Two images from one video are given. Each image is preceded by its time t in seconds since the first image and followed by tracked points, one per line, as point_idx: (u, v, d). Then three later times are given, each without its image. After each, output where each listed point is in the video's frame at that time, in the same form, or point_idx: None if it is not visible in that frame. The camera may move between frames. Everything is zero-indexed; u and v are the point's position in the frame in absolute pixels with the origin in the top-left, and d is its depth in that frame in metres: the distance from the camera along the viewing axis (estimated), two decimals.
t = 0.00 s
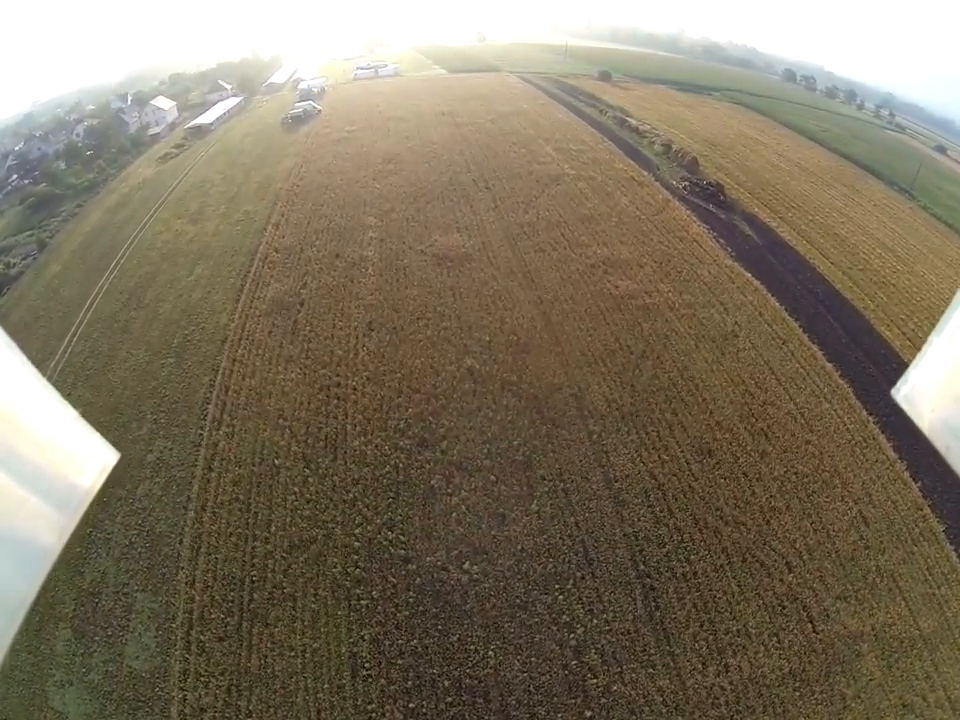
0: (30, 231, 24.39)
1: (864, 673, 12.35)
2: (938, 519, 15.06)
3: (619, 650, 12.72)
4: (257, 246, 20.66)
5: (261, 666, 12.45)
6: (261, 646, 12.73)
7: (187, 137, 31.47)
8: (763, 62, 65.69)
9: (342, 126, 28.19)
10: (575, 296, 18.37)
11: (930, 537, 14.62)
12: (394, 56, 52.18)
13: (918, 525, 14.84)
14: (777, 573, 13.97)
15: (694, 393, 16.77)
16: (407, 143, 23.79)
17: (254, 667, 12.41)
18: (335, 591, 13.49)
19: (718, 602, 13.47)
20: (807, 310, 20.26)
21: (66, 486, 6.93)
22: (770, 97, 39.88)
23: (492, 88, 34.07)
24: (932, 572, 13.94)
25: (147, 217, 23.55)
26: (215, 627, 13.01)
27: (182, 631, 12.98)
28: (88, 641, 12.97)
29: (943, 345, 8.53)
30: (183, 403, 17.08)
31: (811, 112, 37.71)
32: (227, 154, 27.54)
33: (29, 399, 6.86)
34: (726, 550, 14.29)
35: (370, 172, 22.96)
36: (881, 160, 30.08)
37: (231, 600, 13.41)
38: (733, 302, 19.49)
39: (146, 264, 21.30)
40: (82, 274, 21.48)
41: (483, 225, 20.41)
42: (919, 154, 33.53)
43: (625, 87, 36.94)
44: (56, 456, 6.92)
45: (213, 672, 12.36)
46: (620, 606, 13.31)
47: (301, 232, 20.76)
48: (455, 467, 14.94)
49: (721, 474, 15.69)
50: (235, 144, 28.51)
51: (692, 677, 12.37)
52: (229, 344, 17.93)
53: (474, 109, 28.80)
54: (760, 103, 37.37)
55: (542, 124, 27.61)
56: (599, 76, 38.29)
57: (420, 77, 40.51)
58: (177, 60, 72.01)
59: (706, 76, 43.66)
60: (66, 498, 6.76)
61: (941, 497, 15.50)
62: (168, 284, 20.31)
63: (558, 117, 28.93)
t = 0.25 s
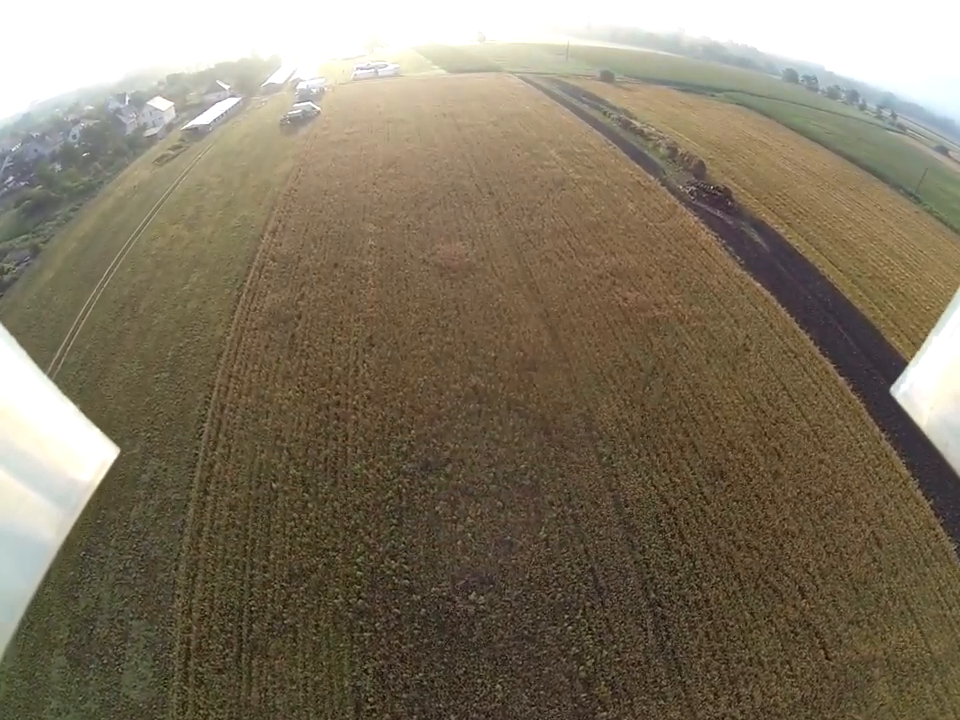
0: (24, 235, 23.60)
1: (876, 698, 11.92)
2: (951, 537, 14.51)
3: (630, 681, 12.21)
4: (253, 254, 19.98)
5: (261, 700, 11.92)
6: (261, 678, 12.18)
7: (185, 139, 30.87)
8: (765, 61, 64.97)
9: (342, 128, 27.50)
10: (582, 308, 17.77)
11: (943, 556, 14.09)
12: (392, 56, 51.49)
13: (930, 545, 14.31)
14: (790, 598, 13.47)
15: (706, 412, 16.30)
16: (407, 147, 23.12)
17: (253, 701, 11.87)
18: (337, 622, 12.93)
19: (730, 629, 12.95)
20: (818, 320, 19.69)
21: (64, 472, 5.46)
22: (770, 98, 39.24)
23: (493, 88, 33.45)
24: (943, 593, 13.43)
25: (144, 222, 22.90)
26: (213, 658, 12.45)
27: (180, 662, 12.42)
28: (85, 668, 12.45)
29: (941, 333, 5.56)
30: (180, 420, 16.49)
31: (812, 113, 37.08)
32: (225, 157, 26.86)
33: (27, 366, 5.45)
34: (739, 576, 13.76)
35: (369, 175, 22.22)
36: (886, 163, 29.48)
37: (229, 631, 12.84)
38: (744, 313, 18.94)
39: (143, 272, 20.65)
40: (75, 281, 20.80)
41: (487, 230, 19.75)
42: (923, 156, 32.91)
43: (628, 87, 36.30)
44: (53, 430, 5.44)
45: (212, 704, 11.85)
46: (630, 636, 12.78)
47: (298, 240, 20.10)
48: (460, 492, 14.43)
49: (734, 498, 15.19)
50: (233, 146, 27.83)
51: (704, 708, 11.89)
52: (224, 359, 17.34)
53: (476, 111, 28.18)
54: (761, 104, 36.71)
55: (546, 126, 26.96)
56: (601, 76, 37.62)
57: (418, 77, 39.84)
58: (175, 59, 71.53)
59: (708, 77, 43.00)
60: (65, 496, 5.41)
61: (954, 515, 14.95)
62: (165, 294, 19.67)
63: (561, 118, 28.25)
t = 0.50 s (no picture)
0: (15, 241, 22.72)
1: None
2: None
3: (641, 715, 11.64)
4: (249, 263, 19.36)
5: None
6: (262, 713, 11.54)
7: (179, 141, 30.03)
8: (765, 61, 64.32)
9: (339, 131, 26.78)
10: (588, 322, 17.20)
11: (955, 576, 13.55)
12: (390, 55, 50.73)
13: (942, 564, 13.78)
14: (801, 622, 12.91)
15: (717, 432, 15.82)
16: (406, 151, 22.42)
17: None
18: (339, 656, 12.31)
19: (741, 657, 12.39)
20: (828, 330, 19.17)
21: (60, 479, 6.07)
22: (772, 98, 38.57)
23: (494, 88, 32.75)
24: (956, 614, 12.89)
25: (137, 228, 22.20)
26: (211, 692, 11.81)
27: (177, 696, 11.79)
28: (80, 698, 11.83)
29: (939, 347, 7.22)
30: (175, 439, 15.90)
31: (813, 113, 36.49)
32: (220, 159, 26.13)
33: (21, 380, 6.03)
34: (751, 602, 13.20)
35: (366, 180, 21.55)
36: (890, 166, 28.92)
37: (228, 664, 12.20)
38: (754, 324, 18.41)
39: (137, 281, 19.98)
40: (67, 289, 20.07)
41: (490, 239, 19.11)
42: (927, 158, 32.36)
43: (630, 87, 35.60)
44: (52, 442, 6.09)
45: None
46: (641, 667, 12.20)
47: (294, 248, 19.46)
48: (464, 519, 13.93)
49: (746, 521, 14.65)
50: (229, 148, 27.10)
51: None
52: (219, 376, 16.71)
53: (477, 114, 27.52)
54: (763, 104, 36.05)
55: (547, 127, 26.29)
56: (602, 76, 36.94)
57: (416, 77, 39.10)
58: (170, 58, 70.76)
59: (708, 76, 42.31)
60: (66, 494, 6.11)
61: None
62: (159, 304, 19.01)
63: (563, 119, 27.58)
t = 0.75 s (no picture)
0: (8, 246, 22.16)
1: None
2: None
3: None
4: (245, 273, 18.76)
5: None
6: None
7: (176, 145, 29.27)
8: (768, 61, 63.67)
9: (338, 133, 26.09)
10: (597, 335, 16.64)
11: None
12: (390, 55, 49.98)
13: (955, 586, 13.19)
14: (814, 649, 12.32)
15: (730, 452, 15.32)
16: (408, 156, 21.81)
17: None
18: (342, 691, 11.68)
19: (754, 688, 11.80)
20: (839, 342, 18.64)
21: (62, 476, 5.99)
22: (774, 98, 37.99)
23: (496, 90, 32.16)
24: None
25: (133, 234, 21.60)
26: None
27: None
28: None
29: (938, 347, 6.75)
30: (173, 459, 15.34)
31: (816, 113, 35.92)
32: (217, 162, 25.48)
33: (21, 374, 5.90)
34: (764, 629, 12.59)
35: (366, 186, 20.95)
36: (896, 168, 28.34)
37: (227, 698, 11.57)
38: (765, 337, 17.89)
39: (132, 290, 19.39)
40: (60, 298, 19.45)
41: (494, 248, 18.50)
42: (933, 160, 31.78)
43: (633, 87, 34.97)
44: (54, 439, 6.00)
45: None
46: (653, 702, 11.59)
47: (292, 258, 18.85)
48: (470, 548, 13.40)
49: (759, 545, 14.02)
50: (227, 152, 26.45)
51: None
52: (215, 394, 16.14)
53: (479, 115, 26.84)
54: (766, 105, 35.44)
55: (551, 130, 25.68)
56: (605, 76, 36.28)
57: (416, 77, 38.42)
58: (169, 58, 70.03)
59: (710, 77, 41.73)
60: (66, 495, 5.98)
61: None
62: (156, 315, 18.43)
63: (567, 121, 26.98)
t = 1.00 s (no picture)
0: None
1: None
2: None
3: None
4: (242, 283, 18.18)
5: None
6: None
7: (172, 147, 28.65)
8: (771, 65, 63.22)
9: (337, 137, 25.47)
10: (605, 350, 16.11)
11: None
12: (389, 56, 49.39)
13: None
14: (825, 677, 11.55)
15: (743, 473, 14.77)
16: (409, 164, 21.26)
17: None
18: None
19: None
20: (851, 355, 18.08)
21: (63, 474, 5.72)
22: (779, 98, 37.36)
23: (498, 90, 31.56)
24: None
25: (129, 240, 21.02)
26: None
27: None
28: None
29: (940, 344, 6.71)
30: (168, 478, 14.76)
31: (819, 114, 35.40)
32: (215, 167, 24.89)
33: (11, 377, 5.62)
34: (775, 657, 11.82)
35: (366, 194, 20.39)
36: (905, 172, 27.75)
37: None
38: (776, 352, 17.42)
39: (127, 299, 18.78)
40: (52, 307, 18.78)
41: (499, 258, 17.93)
42: (941, 164, 31.17)
43: (637, 88, 34.36)
44: (55, 438, 5.75)
45: None
46: None
47: (290, 268, 18.24)
48: (476, 578, 12.77)
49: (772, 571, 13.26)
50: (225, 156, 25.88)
51: None
52: (211, 413, 15.58)
53: (482, 117, 26.24)
54: (771, 106, 34.80)
55: (556, 133, 25.13)
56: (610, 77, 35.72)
57: (416, 77, 37.80)
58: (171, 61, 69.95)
59: (713, 77, 41.13)
60: (66, 493, 5.68)
61: None
62: (151, 326, 17.83)
63: (571, 124, 26.43)
